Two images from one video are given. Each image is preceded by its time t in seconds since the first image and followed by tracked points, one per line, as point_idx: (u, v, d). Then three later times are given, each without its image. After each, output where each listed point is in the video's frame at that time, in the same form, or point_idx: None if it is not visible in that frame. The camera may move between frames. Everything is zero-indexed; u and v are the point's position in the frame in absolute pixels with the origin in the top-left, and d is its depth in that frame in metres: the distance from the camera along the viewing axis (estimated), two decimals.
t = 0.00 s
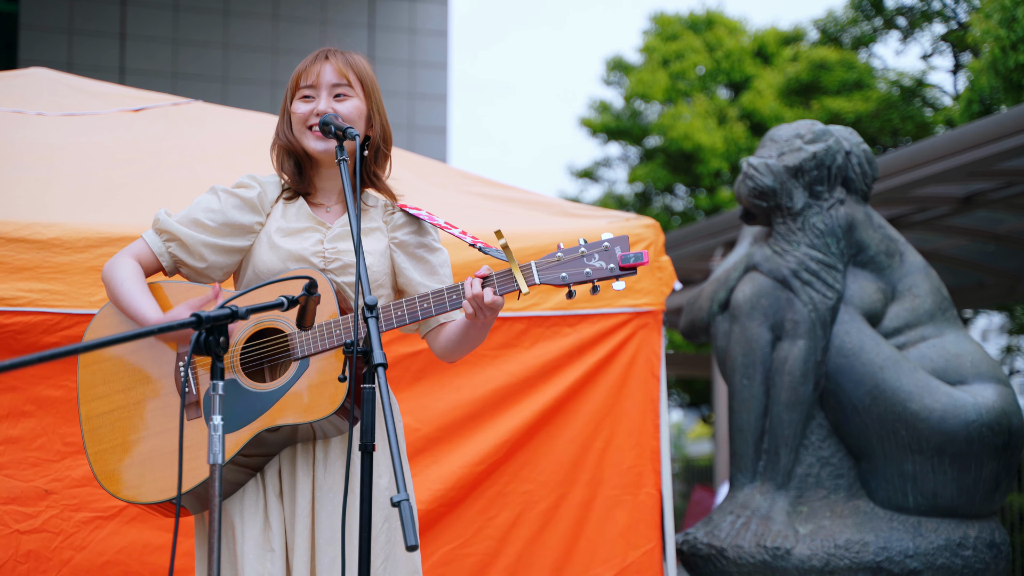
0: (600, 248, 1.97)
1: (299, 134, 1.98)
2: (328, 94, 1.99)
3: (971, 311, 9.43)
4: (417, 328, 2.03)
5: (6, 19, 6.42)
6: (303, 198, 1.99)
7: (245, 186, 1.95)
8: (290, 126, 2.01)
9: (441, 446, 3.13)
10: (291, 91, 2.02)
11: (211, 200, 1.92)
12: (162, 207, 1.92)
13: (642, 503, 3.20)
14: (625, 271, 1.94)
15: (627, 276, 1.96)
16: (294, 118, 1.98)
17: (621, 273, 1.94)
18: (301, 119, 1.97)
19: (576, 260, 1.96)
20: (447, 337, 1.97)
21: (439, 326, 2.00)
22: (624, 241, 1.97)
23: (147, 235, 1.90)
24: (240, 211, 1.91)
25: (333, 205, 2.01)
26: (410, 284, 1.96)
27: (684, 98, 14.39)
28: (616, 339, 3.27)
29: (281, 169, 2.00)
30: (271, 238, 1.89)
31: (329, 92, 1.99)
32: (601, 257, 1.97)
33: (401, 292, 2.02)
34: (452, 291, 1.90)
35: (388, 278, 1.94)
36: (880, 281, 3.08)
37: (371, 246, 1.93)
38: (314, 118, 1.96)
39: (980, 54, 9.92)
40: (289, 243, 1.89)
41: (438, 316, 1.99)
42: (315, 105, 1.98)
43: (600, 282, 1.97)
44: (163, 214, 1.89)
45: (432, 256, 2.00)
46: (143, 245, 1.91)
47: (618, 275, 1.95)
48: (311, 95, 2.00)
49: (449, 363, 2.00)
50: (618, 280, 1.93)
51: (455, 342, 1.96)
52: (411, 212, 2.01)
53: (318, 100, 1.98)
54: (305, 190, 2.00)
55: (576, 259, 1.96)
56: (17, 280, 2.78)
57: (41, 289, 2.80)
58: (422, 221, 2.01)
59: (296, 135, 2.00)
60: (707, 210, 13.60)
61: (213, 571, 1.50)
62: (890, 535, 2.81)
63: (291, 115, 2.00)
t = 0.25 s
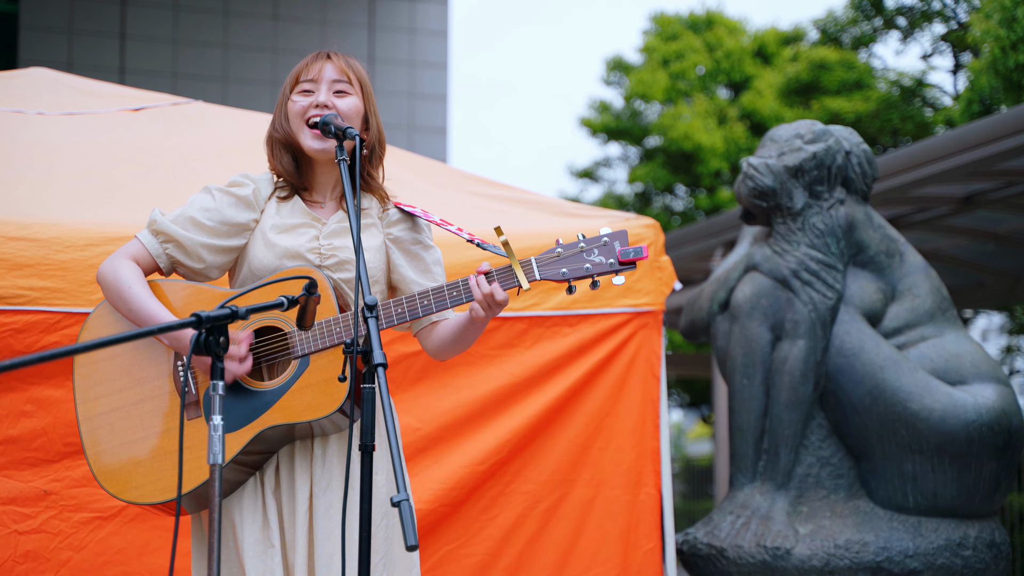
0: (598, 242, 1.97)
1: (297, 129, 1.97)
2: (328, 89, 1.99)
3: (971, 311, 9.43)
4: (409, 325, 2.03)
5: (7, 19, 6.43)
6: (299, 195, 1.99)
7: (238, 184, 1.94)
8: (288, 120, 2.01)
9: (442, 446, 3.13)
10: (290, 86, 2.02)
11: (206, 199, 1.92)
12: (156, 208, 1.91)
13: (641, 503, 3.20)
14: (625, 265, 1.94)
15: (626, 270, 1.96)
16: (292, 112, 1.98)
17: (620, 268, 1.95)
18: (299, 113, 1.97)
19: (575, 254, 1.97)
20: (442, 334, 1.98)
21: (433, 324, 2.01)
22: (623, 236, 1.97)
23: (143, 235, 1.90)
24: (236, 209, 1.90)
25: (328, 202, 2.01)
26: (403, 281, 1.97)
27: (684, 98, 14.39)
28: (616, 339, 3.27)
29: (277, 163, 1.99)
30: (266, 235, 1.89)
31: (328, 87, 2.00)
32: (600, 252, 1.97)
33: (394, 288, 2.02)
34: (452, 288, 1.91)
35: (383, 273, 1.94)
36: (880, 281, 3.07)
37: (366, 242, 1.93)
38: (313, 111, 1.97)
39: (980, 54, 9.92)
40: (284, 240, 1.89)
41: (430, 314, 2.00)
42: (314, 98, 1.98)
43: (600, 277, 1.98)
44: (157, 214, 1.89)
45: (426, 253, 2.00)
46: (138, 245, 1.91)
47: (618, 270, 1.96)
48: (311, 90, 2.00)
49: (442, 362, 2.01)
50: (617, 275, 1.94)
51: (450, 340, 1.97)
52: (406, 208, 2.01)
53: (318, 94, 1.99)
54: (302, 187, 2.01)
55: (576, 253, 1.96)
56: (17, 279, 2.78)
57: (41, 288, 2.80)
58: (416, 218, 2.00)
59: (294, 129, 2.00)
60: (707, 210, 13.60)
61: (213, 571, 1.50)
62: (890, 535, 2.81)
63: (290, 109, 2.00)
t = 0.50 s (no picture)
0: (598, 237, 1.99)
1: (293, 136, 1.97)
2: (326, 99, 1.99)
3: (971, 311, 9.42)
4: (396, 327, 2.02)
5: (7, 18, 6.43)
6: (293, 197, 2.00)
7: (233, 183, 1.94)
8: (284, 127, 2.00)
9: (442, 446, 3.13)
10: (288, 91, 2.01)
11: (203, 199, 1.91)
12: (152, 207, 1.91)
13: (642, 503, 3.20)
14: (623, 261, 1.98)
15: (624, 265, 1.99)
16: (289, 120, 1.97)
17: (619, 263, 1.98)
18: (297, 121, 1.96)
19: (576, 250, 1.98)
20: (432, 336, 1.96)
21: (422, 326, 2.00)
22: (621, 231, 2.00)
23: (139, 236, 1.90)
24: (232, 208, 1.90)
25: (322, 202, 2.01)
26: (395, 283, 1.96)
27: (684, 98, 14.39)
28: (616, 339, 3.27)
29: (269, 165, 2.01)
30: (261, 234, 1.89)
31: (327, 97, 1.99)
32: (600, 247, 2.00)
33: (386, 290, 2.01)
34: (452, 284, 1.93)
35: (378, 273, 1.93)
36: (880, 281, 3.07)
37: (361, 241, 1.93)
38: (311, 122, 1.96)
39: (980, 54, 9.91)
40: (280, 238, 1.89)
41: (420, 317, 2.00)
42: (312, 108, 1.97)
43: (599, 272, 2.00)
44: (153, 214, 1.88)
45: (419, 256, 2.01)
46: (134, 246, 1.90)
47: (617, 265, 1.99)
48: (309, 98, 1.99)
49: (429, 365, 1.99)
50: (616, 270, 1.97)
51: (442, 343, 1.95)
52: (401, 211, 2.02)
53: (316, 103, 1.98)
54: (295, 190, 2.01)
55: (576, 249, 1.98)
56: (17, 280, 2.78)
57: (41, 288, 2.80)
58: (411, 220, 2.03)
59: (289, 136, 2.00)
60: (707, 210, 13.60)
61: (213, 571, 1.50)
62: (890, 535, 2.81)
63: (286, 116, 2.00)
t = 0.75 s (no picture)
0: (598, 242, 1.99)
1: (294, 128, 1.97)
2: (327, 90, 2.00)
3: (971, 311, 9.42)
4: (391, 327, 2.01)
5: (6, 19, 6.43)
6: (293, 194, 1.99)
7: (232, 182, 1.94)
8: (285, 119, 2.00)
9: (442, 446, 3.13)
10: (288, 85, 2.02)
11: (200, 197, 1.91)
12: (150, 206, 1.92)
13: (642, 503, 3.20)
14: (625, 265, 1.96)
15: (626, 270, 1.98)
16: (290, 112, 1.98)
17: (620, 268, 1.97)
18: (298, 112, 1.97)
19: (577, 255, 1.98)
20: (428, 338, 1.96)
21: (420, 327, 1.99)
22: (622, 236, 1.99)
23: (136, 234, 1.90)
24: (229, 207, 1.89)
25: (321, 202, 2.00)
26: (392, 285, 1.96)
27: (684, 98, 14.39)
28: (615, 339, 3.27)
29: (271, 161, 1.98)
30: (260, 233, 1.89)
31: (328, 89, 2.00)
32: (601, 252, 1.99)
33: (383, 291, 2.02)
34: (453, 288, 1.92)
35: (377, 275, 1.94)
36: (880, 281, 3.08)
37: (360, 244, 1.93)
38: (312, 112, 1.97)
39: (980, 54, 9.91)
40: (279, 238, 1.89)
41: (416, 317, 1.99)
42: (313, 99, 1.98)
43: (600, 277, 2.00)
44: (151, 212, 1.89)
45: (416, 259, 2.00)
46: (131, 242, 1.90)
47: (618, 270, 1.98)
48: (309, 90, 2.00)
49: (424, 366, 1.99)
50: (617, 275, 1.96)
51: (438, 345, 1.94)
52: (400, 212, 2.01)
53: (317, 95, 1.99)
54: (295, 185, 2.00)
55: (577, 254, 1.98)
56: (17, 280, 2.78)
57: (41, 289, 2.80)
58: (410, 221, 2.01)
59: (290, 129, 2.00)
60: (707, 210, 13.60)
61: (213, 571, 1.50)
62: (890, 535, 2.81)
63: (287, 108, 2.00)
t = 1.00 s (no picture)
0: (600, 244, 2.00)
1: (295, 138, 1.97)
2: (327, 99, 1.99)
3: (971, 310, 9.42)
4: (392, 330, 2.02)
5: (6, 19, 6.43)
6: (296, 198, 1.99)
7: (237, 183, 1.95)
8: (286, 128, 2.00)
9: (442, 446, 3.13)
10: (288, 92, 2.01)
11: (205, 198, 1.92)
12: (154, 206, 1.90)
13: (641, 503, 3.20)
14: (625, 267, 1.97)
15: (627, 272, 1.99)
16: (292, 121, 1.98)
17: (621, 269, 1.98)
18: (299, 123, 1.96)
19: (577, 256, 1.98)
20: (429, 341, 1.96)
21: (421, 331, 2.00)
22: (623, 238, 2.00)
23: (141, 234, 1.89)
24: (235, 208, 1.90)
25: (325, 205, 2.01)
26: (393, 287, 1.96)
27: (684, 98, 14.39)
28: (615, 339, 3.27)
29: (272, 168, 1.99)
30: (263, 234, 1.90)
31: (328, 98, 2.00)
32: (602, 254, 2.00)
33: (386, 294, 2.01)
34: (453, 288, 1.92)
35: (379, 276, 1.94)
36: (880, 281, 3.07)
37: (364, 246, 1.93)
38: (313, 122, 1.96)
39: (980, 54, 9.92)
40: (282, 239, 1.89)
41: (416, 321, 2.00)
42: (314, 109, 1.98)
43: (601, 278, 2.01)
44: (155, 212, 1.88)
45: (418, 262, 2.01)
46: (135, 243, 1.90)
47: (619, 272, 1.99)
48: (310, 99, 1.99)
49: (424, 371, 1.99)
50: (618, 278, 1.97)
51: (438, 347, 1.94)
52: (403, 216, 2.02)
53: (317, 104, 1.98)
54: (298, 192, 2.00)
55: (579, 255, 1.98)
56: (17, 280, 2.78)
57: (41, 289, 2.80)
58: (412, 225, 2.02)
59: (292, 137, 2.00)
60: (707, 210, 13.60)
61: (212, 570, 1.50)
62: (890, 535, 2.81)
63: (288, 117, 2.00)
